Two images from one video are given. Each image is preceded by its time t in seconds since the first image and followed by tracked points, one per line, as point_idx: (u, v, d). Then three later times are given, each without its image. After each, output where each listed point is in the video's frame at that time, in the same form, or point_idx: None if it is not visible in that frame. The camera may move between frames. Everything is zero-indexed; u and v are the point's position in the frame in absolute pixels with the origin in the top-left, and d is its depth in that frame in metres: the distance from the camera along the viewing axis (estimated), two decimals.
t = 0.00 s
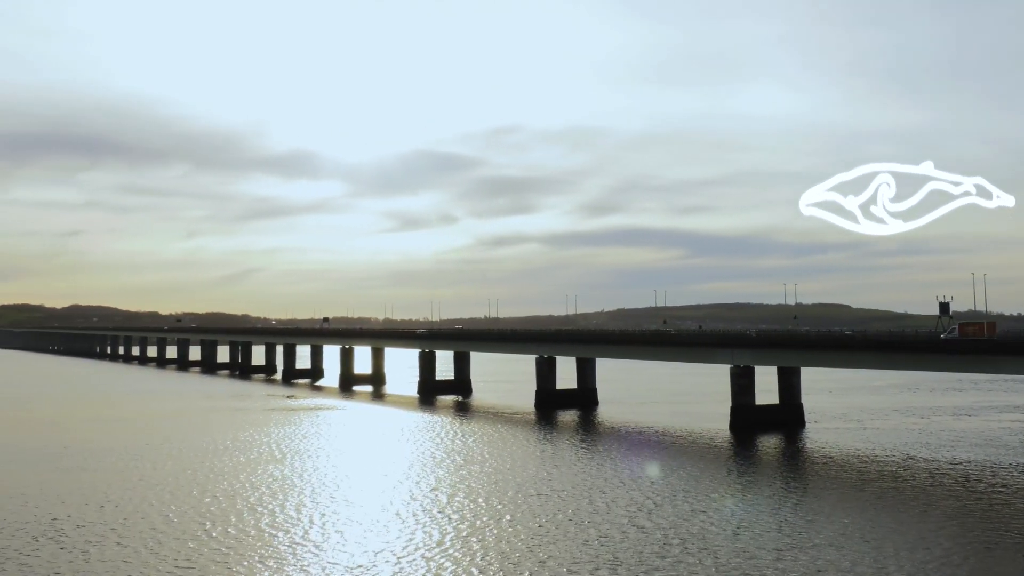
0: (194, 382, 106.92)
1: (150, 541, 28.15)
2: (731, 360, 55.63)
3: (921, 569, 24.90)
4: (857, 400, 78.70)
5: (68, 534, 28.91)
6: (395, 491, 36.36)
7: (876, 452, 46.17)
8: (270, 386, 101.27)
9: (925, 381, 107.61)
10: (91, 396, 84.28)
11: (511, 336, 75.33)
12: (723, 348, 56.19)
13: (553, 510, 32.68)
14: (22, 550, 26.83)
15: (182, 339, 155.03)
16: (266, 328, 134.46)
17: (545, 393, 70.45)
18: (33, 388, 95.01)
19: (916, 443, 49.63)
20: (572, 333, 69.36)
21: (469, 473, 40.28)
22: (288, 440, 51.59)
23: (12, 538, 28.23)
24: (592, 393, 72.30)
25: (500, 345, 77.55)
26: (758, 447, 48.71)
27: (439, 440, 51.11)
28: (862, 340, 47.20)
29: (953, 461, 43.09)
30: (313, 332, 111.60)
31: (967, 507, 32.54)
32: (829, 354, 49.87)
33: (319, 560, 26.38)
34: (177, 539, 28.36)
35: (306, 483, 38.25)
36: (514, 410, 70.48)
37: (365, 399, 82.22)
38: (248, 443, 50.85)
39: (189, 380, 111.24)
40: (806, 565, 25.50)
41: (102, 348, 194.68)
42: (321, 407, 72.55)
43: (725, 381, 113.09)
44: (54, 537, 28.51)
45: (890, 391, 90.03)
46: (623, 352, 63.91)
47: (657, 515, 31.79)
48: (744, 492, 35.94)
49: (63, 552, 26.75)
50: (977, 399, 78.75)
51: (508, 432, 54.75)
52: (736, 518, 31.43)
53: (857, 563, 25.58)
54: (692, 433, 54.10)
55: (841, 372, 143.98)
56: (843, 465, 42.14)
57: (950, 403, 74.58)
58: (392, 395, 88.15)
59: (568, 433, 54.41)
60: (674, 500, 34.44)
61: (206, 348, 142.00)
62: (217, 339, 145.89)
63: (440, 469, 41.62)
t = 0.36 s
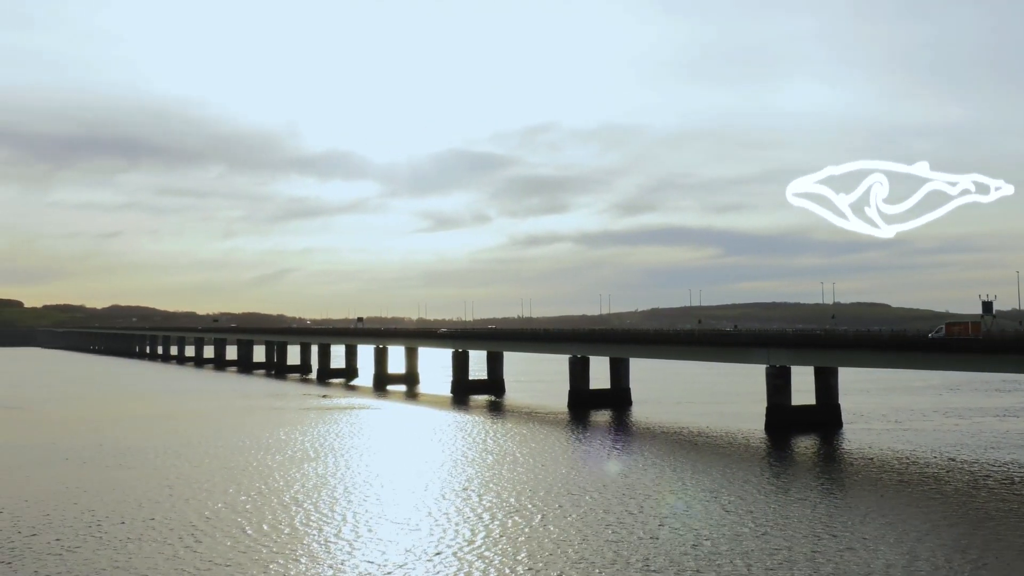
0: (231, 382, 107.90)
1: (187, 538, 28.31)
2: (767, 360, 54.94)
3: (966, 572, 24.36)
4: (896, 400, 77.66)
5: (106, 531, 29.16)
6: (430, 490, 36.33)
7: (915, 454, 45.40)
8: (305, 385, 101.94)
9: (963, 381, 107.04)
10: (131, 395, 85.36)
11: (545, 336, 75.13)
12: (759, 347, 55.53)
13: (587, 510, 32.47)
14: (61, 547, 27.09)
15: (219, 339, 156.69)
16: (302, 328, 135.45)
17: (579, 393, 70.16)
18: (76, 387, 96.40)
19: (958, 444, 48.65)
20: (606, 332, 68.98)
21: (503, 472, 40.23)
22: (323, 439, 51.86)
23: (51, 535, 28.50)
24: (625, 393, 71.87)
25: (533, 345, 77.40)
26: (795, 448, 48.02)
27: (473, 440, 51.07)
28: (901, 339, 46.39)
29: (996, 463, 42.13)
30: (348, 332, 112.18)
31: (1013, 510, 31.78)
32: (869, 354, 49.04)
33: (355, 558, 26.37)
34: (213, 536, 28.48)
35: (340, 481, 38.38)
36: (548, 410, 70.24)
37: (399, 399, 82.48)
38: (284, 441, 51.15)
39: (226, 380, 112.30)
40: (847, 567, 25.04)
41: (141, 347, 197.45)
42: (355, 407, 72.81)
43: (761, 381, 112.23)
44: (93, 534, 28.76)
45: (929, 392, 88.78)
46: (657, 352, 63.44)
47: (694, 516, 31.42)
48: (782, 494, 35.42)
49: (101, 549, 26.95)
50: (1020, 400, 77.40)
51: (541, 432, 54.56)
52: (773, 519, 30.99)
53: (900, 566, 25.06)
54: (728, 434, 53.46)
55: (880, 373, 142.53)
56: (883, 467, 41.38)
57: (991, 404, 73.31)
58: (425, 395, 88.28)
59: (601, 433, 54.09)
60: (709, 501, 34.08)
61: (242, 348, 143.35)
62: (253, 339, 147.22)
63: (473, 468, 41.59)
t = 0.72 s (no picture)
0: (267, 382, 108.91)
1: (225, 536, 28.52)
2: (804, 360, 54.28)
3: None
4: (935, 401, 76.64)
5: (145, 529, 29.44)
6: (466, 489, 36.39)
7: (956, 456, 44.69)
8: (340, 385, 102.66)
9: (1003, 381, 105.85)
10: (171, 395, 86.37)
11: (578, 335, 74.99)
12: (795, 348, 54.89)
13: (623, 511, 32.29)
14: (102, 545, 27.37)
15: (255, 339, 158.28)
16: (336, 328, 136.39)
17: (612, 393, 69.88)
18: (117, 386, 97.71)
19: (1001, 446, 47.74)
20: (639, 332, 68.67)
21: (537, 473, 40.18)
22: (359, 439, 52.13)
23: (92, 533, 28.83)
24: (659, 394, 71.48)
25: (567, 344, 77.27)
26: (833, 449, 47.37)
27: (508, 440, 51.06)
28: (941, 340, 45.62)
29: None
30: (382, 332, 112.69)
31: None
32: (908, 354, 48.25)
33: (392, 558, 26.41)
34: (251, 535, 28.67)
35: (375, 480, 38.56)
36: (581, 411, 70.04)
37: (432, 399, 82.76)
38: (320, 441, 51.52)
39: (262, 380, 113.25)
40: (891, 570, 24.69)
41: (179, 347, 200.15)
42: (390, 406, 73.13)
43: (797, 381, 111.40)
44: (133, 532, 29.05)
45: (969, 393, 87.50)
46: (691, 352, 62.99)
47: (733, 518, 31.17)
48: (820, 496, 34.99)
49: (141, 547, 27.23)
50: None
51: (576, 432, 54.42)
52: (811, 521, 30.60)
53: (945, 569, 24.67)
54: (764, 435, 52.90)
55: (919, 373, 141.15)
56: (924, 469, 40.70)
57: None
58: (459, 395, 88.41)
59: (636, 434, 53.76)
60: (746, 503, 33.72)
61: (278, 348, 144.65)
62: (288, 339, 148.56)
63: (507, 468, 41.58)
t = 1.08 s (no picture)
0: (302, 381, 109.69)
1: (260, 534, 28.52)
2: (842, 360, 53.38)
3: None
4: (978, 403, 75.05)
5: (179, 526, 29.54)
6: (499, 489, 36.22)
7: (999, 458, 43.66)
8: (373, 384, 102.95)
9: None
10: (207, 394, 87.25)
11: (611, 335, 74.52)
12: (832, 347, 54.01)
13: (658, 512, 31.88)
14: (138, 541, 27.51)
15: (290, 339, 159.64)
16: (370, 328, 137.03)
17: (646, 393, 69.34)
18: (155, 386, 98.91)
19: None
20: (673, 332, 68.04)
21: (570, 473, 39.84)
22: (393, 438, 52.20)
23: (129, 529, 28.98)
24: (693, 394, 70.78)
25: (600, 344, 76.82)
26: (872, 451, 46.52)
27: (541, 440, 50.79)
28: (983, 340, 44.59)
29: None
30: (415, 332, 112.91)
31: None
32: (949, 354, 47.22)
33: (427, 556, 26.28)
34: (284, 532, 28.66)
35: (408, 479, 38.51)
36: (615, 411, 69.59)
37: (465, 398, 82.66)
38: (354, 440, 51.65)
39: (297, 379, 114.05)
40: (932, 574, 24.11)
41: (217, 347, 202.56)
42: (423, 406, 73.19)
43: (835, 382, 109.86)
44: (169, 528, 29.20)
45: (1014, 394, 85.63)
46: (726, 352, 62.27)
47: (770, 519, 30.66)
48: (859, 498, 34.31)
49: (177, 543, 27.34)
50: None
51: (609, 432, 54.03)
52: (850, 524, 30.03)
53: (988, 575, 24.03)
54: (802, 436, 52.12)
55: (961, 374, 138.63)
56: (967, 471, 39.81)
57: None
58: (491, 395, 88.18)
59: (670, 434, 53.19)
60: (782, 504, 33.19)
61: (313, 348, 145.69)
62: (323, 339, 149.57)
63: (539, 468, 41.27)
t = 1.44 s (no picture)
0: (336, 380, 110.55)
1: (296, 532, 28.75)
2: (878, 360, 52.68)
3: None
4: (1019, 404, 73.62)
5: (217, 523, 29.85)
6: (530, 488, 36.27)
7: None
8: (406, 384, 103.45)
9: None
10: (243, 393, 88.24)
11: (643, 335, 74.21)
12: (868, 347, 53.34)
13: (693, 512, 31.77)
14: (177, 538, 27.83)
15: (324, 339, 160.88)
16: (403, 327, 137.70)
17: (678, 393, 68.98)
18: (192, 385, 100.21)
19: None
20: (706, 332, 67.61)
21: (603, 473, 39.79)
22: (425, 437, 52.41)
23: (167, 526, 29.31)
24: (726, 394, 70.27)
25: (632, 344, 76.55)
26: (908, 452, 45.90)
27: (573, 440, 50.73)
28: None
29: None
30: (447, 331, 113.27)
31: None
32: (989, 355, 46.40)
33: (462, 555, 26.37)
34: (320, 530, 28.89)
35: (441, 478, 38.67)
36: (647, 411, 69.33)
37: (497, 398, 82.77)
38: (386, 439, 51.97)
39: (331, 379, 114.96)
40: None
41: (251, 347, 204.73)
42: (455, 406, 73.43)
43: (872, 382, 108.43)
44: (207, 525, 29.52)
45: None
46: (760, 352, 61.76)
47: (803, 520, 30.41)
48: (895, 500, 33.86)
49: (215, 540, 27.63)
50: None
51: (641, 433, 53.83)
52: (884, 525, 29.70)
53: None
54: (837, 437, 51.56)
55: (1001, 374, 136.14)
56: (1007, 474, 39.15)
57: None
58: (523, 394, 88.30)
59: (703, 435, 52.83)
60: (817, 506, 32.87)
61: (346, 347, 146.72)
62: (356, 339, 150.54)
63: (572, 468, 41.24)
